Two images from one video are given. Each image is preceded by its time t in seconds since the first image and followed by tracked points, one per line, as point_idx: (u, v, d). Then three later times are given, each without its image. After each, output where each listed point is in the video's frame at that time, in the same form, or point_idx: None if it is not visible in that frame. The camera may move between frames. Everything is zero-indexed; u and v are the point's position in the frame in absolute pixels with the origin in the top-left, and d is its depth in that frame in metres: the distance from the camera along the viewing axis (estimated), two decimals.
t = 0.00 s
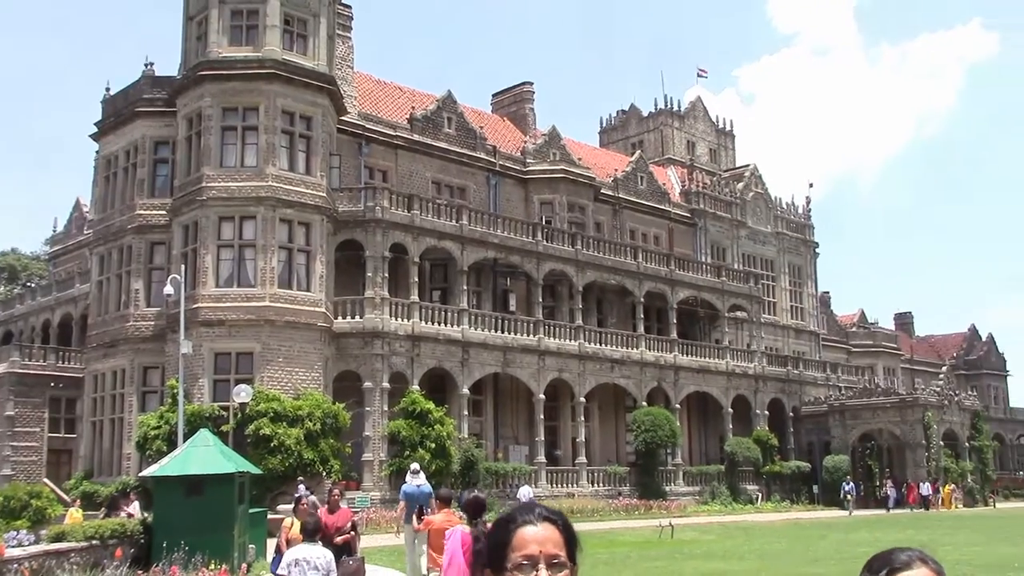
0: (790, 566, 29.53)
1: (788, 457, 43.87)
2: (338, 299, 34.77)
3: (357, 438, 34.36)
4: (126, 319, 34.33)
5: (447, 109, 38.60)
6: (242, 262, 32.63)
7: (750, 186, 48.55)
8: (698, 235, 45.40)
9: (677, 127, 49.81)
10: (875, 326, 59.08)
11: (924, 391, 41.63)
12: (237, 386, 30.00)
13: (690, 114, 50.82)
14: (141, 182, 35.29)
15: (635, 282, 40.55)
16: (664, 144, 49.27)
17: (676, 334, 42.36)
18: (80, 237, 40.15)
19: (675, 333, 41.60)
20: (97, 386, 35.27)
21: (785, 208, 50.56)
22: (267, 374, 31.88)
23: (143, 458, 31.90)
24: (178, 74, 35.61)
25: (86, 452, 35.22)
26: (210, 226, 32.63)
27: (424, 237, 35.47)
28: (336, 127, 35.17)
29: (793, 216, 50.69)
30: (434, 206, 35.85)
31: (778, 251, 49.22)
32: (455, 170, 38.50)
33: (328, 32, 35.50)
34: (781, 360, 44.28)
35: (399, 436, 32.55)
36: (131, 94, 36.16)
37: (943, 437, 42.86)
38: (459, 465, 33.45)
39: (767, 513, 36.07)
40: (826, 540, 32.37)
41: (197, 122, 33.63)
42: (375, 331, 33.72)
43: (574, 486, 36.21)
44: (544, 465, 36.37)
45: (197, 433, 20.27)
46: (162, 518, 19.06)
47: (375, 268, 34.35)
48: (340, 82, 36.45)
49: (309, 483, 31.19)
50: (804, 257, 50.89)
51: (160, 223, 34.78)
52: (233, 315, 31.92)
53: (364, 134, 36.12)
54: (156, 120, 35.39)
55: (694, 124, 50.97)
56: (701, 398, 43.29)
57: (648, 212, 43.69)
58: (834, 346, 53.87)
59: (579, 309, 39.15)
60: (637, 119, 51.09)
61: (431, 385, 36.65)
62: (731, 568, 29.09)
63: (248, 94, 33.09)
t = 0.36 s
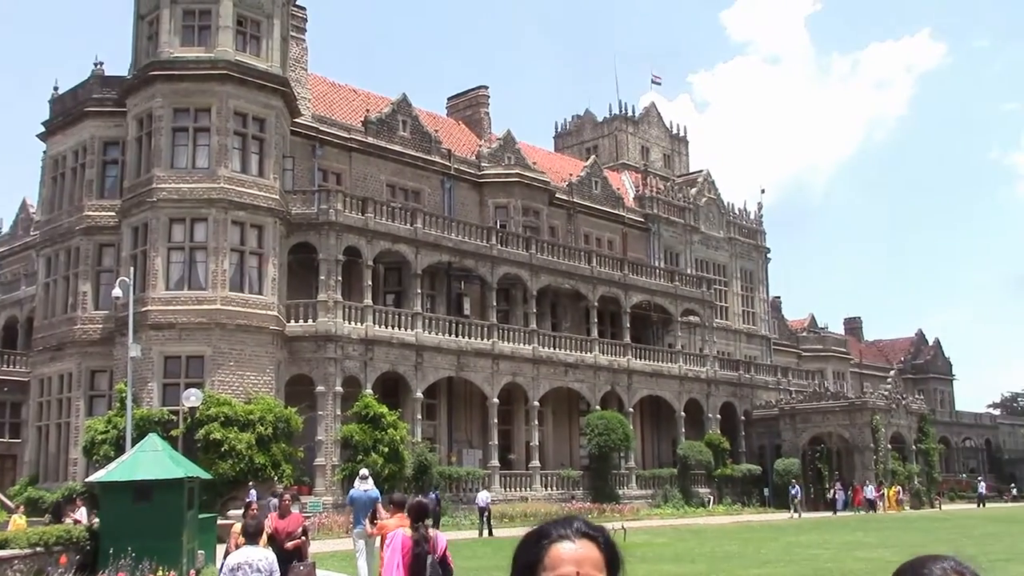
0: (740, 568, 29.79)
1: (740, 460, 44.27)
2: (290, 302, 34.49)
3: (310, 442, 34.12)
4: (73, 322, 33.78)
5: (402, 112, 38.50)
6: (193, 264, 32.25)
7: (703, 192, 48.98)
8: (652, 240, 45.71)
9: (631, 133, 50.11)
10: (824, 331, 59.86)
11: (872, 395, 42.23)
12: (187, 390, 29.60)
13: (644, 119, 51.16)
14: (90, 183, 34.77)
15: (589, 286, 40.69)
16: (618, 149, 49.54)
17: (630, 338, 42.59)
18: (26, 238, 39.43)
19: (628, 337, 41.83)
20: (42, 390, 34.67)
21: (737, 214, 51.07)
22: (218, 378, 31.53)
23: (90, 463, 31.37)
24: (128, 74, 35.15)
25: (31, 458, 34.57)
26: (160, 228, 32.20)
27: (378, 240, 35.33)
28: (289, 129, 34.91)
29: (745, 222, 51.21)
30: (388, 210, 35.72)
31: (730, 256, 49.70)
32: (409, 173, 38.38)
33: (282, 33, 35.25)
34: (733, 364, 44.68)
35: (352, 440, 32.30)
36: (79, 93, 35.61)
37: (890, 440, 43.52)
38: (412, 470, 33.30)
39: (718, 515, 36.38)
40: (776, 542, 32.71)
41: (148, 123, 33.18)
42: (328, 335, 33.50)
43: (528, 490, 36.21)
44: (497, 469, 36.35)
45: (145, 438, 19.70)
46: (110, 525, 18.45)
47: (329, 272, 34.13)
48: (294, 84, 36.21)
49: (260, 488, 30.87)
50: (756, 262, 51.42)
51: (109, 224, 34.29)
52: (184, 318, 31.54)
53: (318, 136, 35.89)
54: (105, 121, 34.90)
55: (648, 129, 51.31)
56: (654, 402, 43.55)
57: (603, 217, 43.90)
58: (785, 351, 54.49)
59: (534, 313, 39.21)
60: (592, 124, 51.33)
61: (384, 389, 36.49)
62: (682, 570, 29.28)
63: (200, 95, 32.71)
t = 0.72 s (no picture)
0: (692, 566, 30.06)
1: (692, 459, 44.63)
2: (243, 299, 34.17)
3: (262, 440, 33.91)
4: (19, 317, 33.18)
5: (358, 108, 38.31)
6: (144, 260, 31.81)
7: (659, 192, 49.30)
8: (607, 240, 45.92)
9: (588, 133, 50.30)
10: (776, 331, 60.57)
11: (823, 395, 42.77)
12: (137, 388, 29.18)
13: (601, 119, 51.37)
14: (38, 177, 34.17)
15: (545, 285, 40.77)
16: (575, 149, 49.70)
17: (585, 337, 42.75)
18: None
19: (583, 336, 41.97)
20: None
21: (692, 215, 51.47)
22: (169, 375, 31.15)
23: (37, 462, 30.83)
24: (79, 66, 34.59)
25: None
26: (111, 223, 31.72)
27: (333, 237, 35.11)
28: (243, 124, 34.56)
29: (699, 223, 51.63)
30: (343, 207, 35.53)
31: (685, 256, 50.08)
32: (365, 170, 38.20)
33: (236, 27, 34.90)
34: (687, 363, 45.02)
35: (305, 438, 32.04)
36: (28, 85, 34.98)
37: (840, 439, 44.13)
38: (366, 468, 33.13)
39: (670, 514, 36.66)
40: (727, 540, 33.02)
41: (98, 116, 32.65)
42: (281, 332, 33.21)
43: (482, 488, 36.20)
44: (452, 467, 36.32)
45: (93, 436, 19.17)
46: (56, 525, 17.91)
47: (283, 269, 33.86)
48: (249, 79, 35.88)
49: (211, 487, 30.55)
50: (710, 262, 51.87)
51: (58, 219, 33.74)
52: (134, 314, 31.10)
53: (273, 132, 35.58)
54: (55, 113, 34.32)
55: (604, 129, 51.55)
56: (608, 401, 43.77)
57: (559, 216, 44.02)
58: (737, 351, 55.02)
59: (489, 312, 39.21)
60: (549, 123, 51.44)
61: (337, 387, 36.29)
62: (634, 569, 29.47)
63: (153, 88, 32.23)
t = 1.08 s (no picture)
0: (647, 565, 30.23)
1: (648, 459, 44.87)
2: (198, 296, 33.82)
3: (217, 438, 33.63)
4: None
5: (316, 105, 38.06)
6: (97, 256, 31.35)
7: (617, 193, 49.53)
8: (566, 240, 46.04)
9: (547, 133, 50.39)
10: (732, 331, 61.10)
11: (777, 395, 43.19)
12: (88, 386, 28.74)
13: (560, 119, 51.48)
14: None
15: (503, 285, 40.78)
16: (534, 149, 49.78)
17: (542, 337, 42.83)
18: None
19: (541, 336, 42.03)
20: None
21: (650, 215, 51.75)
22: (121, 373, 30.76)
23: None
24: (31, 59, 34.01)
25: None
26: (63, 218, 31.22)
27: (290, 235, 34.85)
28: (200, 120, 34.17)
29: (657, 223, 51.93)
30: (300, 204, 35.28)
31: (642, 257, 50.35)
32: (323, 168, 37.97)
33: (193, 22, 34.48)
34: (644, 363, 45.27)
35: (260, 437, 31.67)
36: None
37: (794, 439, 44.60)
38: (321, 467, 32.90)
39: (626, 513, 36.84)
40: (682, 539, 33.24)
41: (50, 110, 32.09)
42: (237, 330, 32.89)
43: (438, 488, 36.12)
44: (408, 467, 36.21)
45: (42, 436, 18.67)
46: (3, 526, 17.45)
47: (239, 266, 33.55)
48: (206, 75, 35.49)
49: (164, 486, 30.18)
50: (667, 263, 52.20)
51: (8, 213, 33.18)
52: (86, 311, 30.64)
53: (230, 128, 35.24)
54: (6, 106, 33.72)
55: (563, 129, 51.68)
56: (565, 400, 43.88)
57: (518, 216, 44.06)
58: (694, 351, 55.42)
59: (447, 311, 39.15)
60: (508, 123, 51.45)
61: (293, 386, 36.05)
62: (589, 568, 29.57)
63: (107, 82, 31.74)
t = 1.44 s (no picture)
0: (590, 560, 30.42)
1: (594, 454, 45.12)
2: (141, 288, 33.32)
3: (159, 432, 33.20)
4: None
5: (264, 97, 37.68)
6: (36, 246, 30.67)
7: (566, 190, 49.70)
8: (515, 236, 46.09)
9: (497, 128, 50.39)
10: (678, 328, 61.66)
11: (721, 392, 43.66)
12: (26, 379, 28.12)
13: (510, 115, 51.50)
14: None
15: (451, 280, 40.72)
16: (483, 144, 49.76)
17: (490, 332, 42.87)
18: None
19: (489, 331, 42.06)
20: None
21: (598, 212, 52.01)
22: (60, 366, 30.19)
23: None
24: None
25: None
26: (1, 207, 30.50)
27: (236, 227, 34.48)
28: (144, 109, 33.59)
29: (605, 220, 52.20)
30: (247, 196, 34.91)
31: (591, 253, 50.59)
32: (270, 160, 37.64)
33: (139, 9, 33.80)
34: (591, 359, 45.50)
35: (203, 432, 31.22)
36: None
37: (737, 435, 45.12)
38: (265, 462, 32.60)
39: (570, 508, 37.02)
40: (625, 534, 33.48)
41: None
42: (180, 323, 32.44)
43: (383, 483, 36.01)
44: (353, 462, 36.05)
45: None
46: None
47: (183, 258, 33.09)
48: (151, 63, 34.91)
49: (103, 481, 29.69)
50: (615, 260, 52.51)
51: None
52: (24, 303, 29.97)
53: (175, 118, 34.72)
54: None
55: (514, 125, 51.72)
56: (512, 395, 43.96)
57: (467, 211, 44.01)
58: (639, 348, 55.84)
59: (394, 306, 39.02)
60: (458, 118, 51.35)
61: (237, 380, 35.71)
62: (533, 563, 29.66)
63: (49, 69, 30.96)
